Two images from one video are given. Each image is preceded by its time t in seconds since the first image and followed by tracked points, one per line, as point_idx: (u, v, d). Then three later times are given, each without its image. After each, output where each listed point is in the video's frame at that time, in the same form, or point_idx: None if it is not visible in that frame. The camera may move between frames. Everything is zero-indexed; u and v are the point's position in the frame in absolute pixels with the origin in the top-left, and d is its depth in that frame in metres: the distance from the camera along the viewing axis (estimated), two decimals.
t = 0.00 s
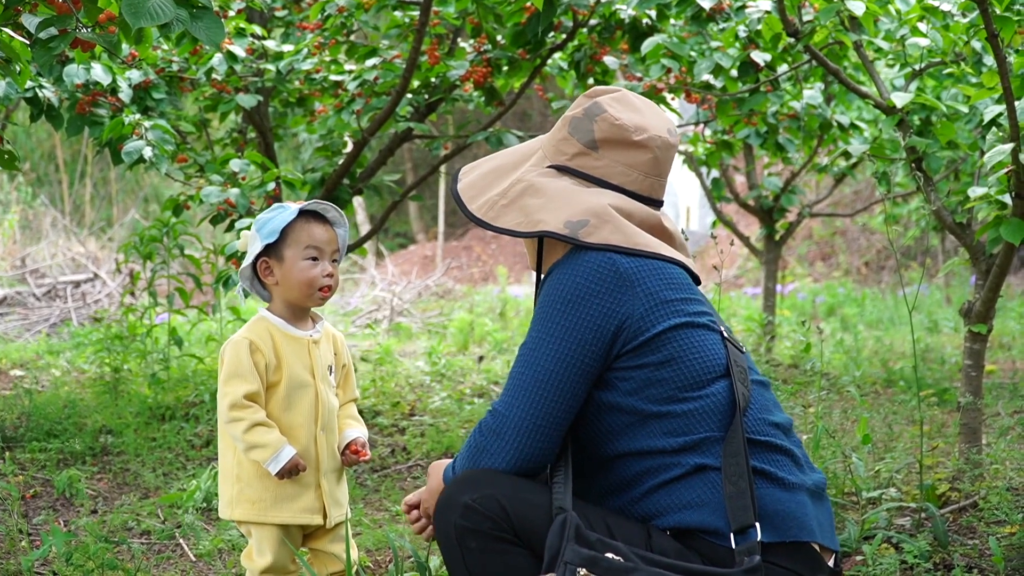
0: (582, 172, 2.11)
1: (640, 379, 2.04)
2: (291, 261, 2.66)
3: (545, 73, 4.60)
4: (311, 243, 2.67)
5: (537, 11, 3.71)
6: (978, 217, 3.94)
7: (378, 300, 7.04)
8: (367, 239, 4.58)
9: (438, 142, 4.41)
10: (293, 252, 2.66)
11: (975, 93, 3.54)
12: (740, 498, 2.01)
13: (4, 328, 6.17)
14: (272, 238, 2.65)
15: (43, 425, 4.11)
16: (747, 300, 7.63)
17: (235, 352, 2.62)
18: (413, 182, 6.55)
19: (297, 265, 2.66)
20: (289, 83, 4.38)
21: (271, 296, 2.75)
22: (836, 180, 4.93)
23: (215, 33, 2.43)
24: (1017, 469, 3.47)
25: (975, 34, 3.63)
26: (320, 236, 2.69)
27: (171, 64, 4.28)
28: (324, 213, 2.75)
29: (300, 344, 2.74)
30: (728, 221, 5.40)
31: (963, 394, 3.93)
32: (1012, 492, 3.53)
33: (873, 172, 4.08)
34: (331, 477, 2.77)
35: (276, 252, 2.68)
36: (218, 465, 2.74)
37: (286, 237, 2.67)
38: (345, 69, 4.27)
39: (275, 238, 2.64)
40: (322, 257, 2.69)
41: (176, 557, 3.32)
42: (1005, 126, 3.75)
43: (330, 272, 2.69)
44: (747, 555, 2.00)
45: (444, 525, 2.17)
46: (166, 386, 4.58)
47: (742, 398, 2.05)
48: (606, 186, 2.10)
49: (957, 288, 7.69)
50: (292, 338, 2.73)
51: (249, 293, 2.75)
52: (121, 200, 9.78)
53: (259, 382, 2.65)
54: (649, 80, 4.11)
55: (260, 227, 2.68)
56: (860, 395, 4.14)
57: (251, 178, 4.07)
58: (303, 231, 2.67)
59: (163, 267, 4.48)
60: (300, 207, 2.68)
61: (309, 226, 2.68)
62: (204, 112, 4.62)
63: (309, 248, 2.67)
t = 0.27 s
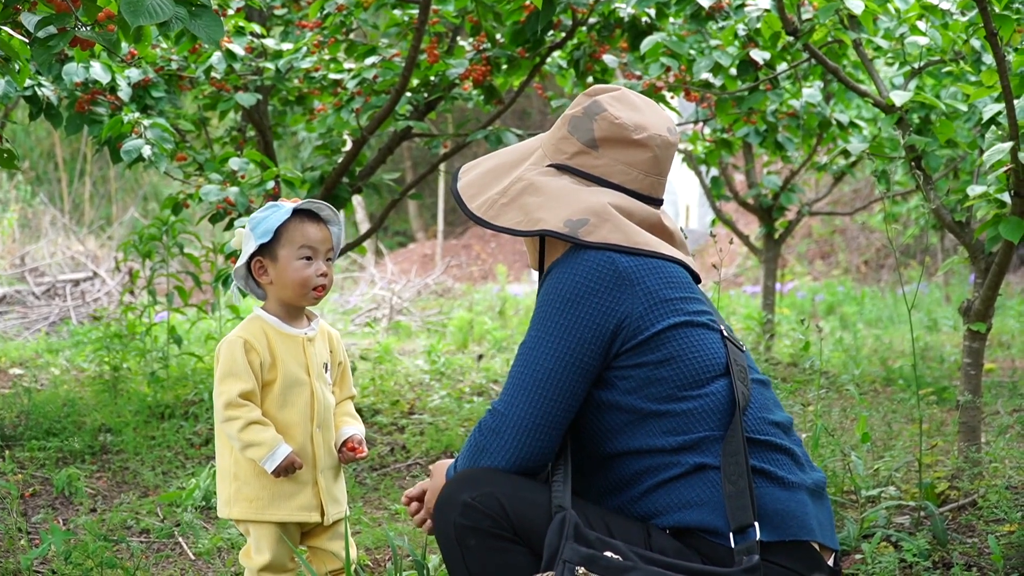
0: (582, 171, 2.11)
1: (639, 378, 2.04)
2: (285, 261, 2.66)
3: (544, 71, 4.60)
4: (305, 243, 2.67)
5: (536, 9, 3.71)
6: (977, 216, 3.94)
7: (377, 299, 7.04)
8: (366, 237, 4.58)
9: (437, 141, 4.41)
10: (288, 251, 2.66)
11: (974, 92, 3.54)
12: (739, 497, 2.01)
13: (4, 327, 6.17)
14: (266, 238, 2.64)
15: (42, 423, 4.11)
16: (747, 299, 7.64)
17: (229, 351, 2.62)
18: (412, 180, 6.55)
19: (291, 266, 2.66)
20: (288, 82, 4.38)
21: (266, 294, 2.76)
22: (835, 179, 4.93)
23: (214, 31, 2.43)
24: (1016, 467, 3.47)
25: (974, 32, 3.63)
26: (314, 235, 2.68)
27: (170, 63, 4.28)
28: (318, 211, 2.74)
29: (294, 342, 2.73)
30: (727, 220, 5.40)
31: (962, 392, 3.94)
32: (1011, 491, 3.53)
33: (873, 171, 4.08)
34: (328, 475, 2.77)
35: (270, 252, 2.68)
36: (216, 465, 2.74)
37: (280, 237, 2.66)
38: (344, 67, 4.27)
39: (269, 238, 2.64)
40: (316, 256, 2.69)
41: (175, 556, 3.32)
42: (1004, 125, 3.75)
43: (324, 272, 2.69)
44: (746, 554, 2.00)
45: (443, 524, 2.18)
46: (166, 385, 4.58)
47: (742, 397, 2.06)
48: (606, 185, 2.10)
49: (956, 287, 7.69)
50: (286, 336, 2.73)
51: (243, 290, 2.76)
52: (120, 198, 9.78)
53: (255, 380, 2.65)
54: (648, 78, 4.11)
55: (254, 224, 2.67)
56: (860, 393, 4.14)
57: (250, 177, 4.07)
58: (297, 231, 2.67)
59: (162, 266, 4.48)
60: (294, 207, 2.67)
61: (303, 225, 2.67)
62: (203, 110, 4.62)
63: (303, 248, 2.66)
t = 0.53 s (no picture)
0: (582, 169, 2.11)
1: (639, 377, 2.04)
2: (286, 259, 2.66)
3: (544, 70, 4.60)
4: (305, 241, 2.67)
5: (536, 8, 3.72)
6: (977, 215, 3.94)
7: (377, 298, 7.04)
8: (366, 236, 4.57)
9: (437, 140, 4.41)
10: (288, 249, 2.66)
11: (973, 90, 3.54)
12: (740, 495, 2.01)
13: (3, 326, 6.17)
14: (266, 237, 2.64)
15: (42, 422, 4.11)
16: (746, 298, 7.64)
17: (230, 349, 2.63)
18: (412, 179, 6.55)
19: (292, 263, 2.66)
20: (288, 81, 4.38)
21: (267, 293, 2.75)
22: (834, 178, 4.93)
23: (213, 31, 2.42)
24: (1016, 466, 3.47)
25: (974, 31, 3.63)
26: (314, 233, 2.68)
27: (170, 62, 4.28)
28: (317, 209, 2.74)
29: (295, 340, 2.73)
30: (727, 218, 5.40)
31: (962, 391, 3.93)
32: (1011, 489, 3.53)
33: (872, 170, 4.08)
34: (329, 473, 2.77)
35: (270, 251, 2.68)
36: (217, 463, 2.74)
37: (280, 235, 2.67)
38: (344, 66, 4.28)
39: (269, 236, 2.64)
40: (316, 254, 2.69)
41: (175, 554, 3.32)
42: (1004, 123, 3.75)
43: (324, 269, 2.69)
44: (746, 552, 1.99)
45: (444, 522, 2.18)
46: (166, 384, 4.58)
47: (742, 394, 2.06)
48: (606, 184, 2.10)
49: (956, 286, 7.69)
50: (288, 334, 2.73)
51: (244, 290, 2.75)
52: (120, 197, 9.78)
53: (256, 379, 2.65)
54: (648, 77, 4.11)
55: (254, 224, 2.67)
56: (859, 392, 4.14)
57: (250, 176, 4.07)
58: (297, 229, 2.67)
59: (162, 265, 4.48)
60: (293, 205, 2.67)
61: (302, 223, 2.67)
62: (203, 109, 4.62)
63: (303, 246, 2.67)
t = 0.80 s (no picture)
0: (589, 166, 2.10)
1: (637, 375, 2.04)
2: (293, 258, 2.66)
3: (543, 70, 4.60)
4: (312, 239, 2.67)
5: (535, 7, 3.71)
6: (976, 214, 3.94)
7: (376, 297, 7.04)
8: (365, 236, 4.57)
9: (436, 139, 4.41)
10: (295, 248, 2.66)
11: (973, 90, 3.54)
12: (738, 494, 2.01)
13: (3, 325, 6.17)
14: (273, 236, 2.65)
15: (42, 422, 4.11)
16: (746, 297, 7.64)
17: (236, 348, 2.63)
18: (411, 179, 6.55)
19: (299, 262, 2.66)
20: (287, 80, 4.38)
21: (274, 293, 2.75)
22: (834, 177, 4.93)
23: (213, 30, 2.42)
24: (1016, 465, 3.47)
25: (973, 30, 3.63)
26: (321, 232, 2.68)
27: (169, 62, 4.29)
28: (324, 209, 2.75)
29: (302, 341, 2.74)
30: (726, 218, 5.40)
31: (961, 390, 3.93)
32: (1011, 488, 3.52)
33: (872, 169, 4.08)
34: (334, 475, 2.77)
35: (277, 250, 2.68)
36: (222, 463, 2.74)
37: (287, 234, 2.67)
38: (343, 66, 4.28)
39: (276, 236, 2.64)
40: (323, 253, 2.69)
41: (175, 554, 3.32)
42: (1004, 123, 3.75)
43: (332, 268, 2.69)
44: (744, 552, 1.99)
45: (440, 522, 2.21)
46: (165, 383, 4.58)
47: (740, 394, 2.06)
48: (612, 181, 2.10)
49: (955, 285, 7.69)
50: (294, 334, 2.73)
51: (252, 291, 2.75)
52: (119, 197, 9.78)
53: (260, 379, 2.65)
54: (647, 76, 4.10)
55: (261, 224, 2.68)
56: (859, 391, 4.14)
57: (249, 175, 4.07)
58: (304, 227, 2.67)
59: (161, 264, 4.48)
60: (300, 205, 2.68)
61: (309, 222, 2.68)
62: (202, 109, 4.62)
63: (310, 245, 2.67)
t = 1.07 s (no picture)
0: (584, 170, 2.11)
1: (627, 379, 2.04)
2: (313, 261, 2.66)
3: (542, 70, 4.60)
4: (333, 242, 2.67)
5: (534, 7, 3.71)
6: (976, 214, 3.94)
7: (376, 297, 7.04)
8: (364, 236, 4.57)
9: (435, 139, 4.41)
10: (315, 251, 2.66)
11: (972, 89, 3.54)
12: (736, 500, 2.01)
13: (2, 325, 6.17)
14: (294, 238, 2.65)
15: (41, 422, 4.11)
16: (745, 297, 7.64)
17: (255, 350, 2.64)
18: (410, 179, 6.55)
19: (319, 265, 2.66)
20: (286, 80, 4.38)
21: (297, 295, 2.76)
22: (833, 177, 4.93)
23: (213, 30, 2.42)
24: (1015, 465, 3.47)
25: (973, 29, 3.63)
26: (343, 235, 2.68)
27: (168, 61, 4.28)
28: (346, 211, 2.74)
29: (322, 343, 2.73)
30: (725, 218, 5.40)
31: (960, 390, 3.93)
32: (1010, 488, 3.52)
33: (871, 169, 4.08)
34: (351, 479, 2.76)
35: (298, 252, 2.68)
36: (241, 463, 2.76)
37: (308, 236, 2.67)
38: (342, 65, 4.28)
39: (297, 238, 2.64)
40: (344, 256, 2.68)
41: (174, 554, 3.32)
42: (1003, 123, 3.75)
43: (352, 271, 2.68)
44: (744, 558, 1.99)
45: (441, 522, 2.21)
46: (164, 383, 4.58)
47: (736, 398, 2.05)
48: (608, 185, 2.10)
49: (954, 285, 7.70)
50: (315, 337, 2.73)
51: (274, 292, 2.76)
52: (118, 196, 9.78)
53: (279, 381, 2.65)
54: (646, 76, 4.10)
55: (283, 226, 2.69)
56: (858, 391, 4.14)
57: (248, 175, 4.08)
58: (326, 230, 2.67)
59: (160, 264, 4.48)
60: (321, 206, 2.67)
61: (331, 225, 2.67)
62: (202, 108, 4.62)
63: (330, 248, 2.66)
